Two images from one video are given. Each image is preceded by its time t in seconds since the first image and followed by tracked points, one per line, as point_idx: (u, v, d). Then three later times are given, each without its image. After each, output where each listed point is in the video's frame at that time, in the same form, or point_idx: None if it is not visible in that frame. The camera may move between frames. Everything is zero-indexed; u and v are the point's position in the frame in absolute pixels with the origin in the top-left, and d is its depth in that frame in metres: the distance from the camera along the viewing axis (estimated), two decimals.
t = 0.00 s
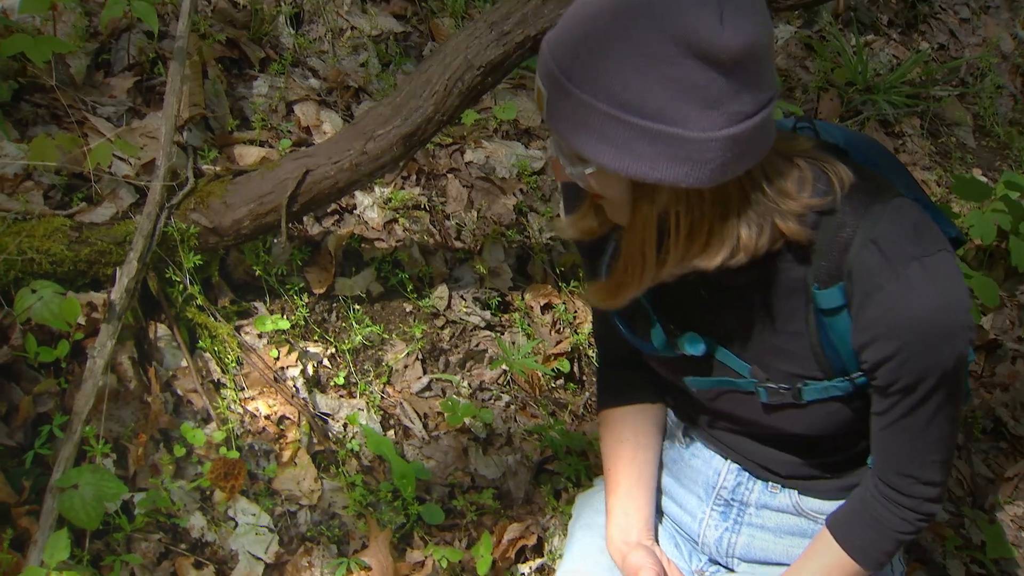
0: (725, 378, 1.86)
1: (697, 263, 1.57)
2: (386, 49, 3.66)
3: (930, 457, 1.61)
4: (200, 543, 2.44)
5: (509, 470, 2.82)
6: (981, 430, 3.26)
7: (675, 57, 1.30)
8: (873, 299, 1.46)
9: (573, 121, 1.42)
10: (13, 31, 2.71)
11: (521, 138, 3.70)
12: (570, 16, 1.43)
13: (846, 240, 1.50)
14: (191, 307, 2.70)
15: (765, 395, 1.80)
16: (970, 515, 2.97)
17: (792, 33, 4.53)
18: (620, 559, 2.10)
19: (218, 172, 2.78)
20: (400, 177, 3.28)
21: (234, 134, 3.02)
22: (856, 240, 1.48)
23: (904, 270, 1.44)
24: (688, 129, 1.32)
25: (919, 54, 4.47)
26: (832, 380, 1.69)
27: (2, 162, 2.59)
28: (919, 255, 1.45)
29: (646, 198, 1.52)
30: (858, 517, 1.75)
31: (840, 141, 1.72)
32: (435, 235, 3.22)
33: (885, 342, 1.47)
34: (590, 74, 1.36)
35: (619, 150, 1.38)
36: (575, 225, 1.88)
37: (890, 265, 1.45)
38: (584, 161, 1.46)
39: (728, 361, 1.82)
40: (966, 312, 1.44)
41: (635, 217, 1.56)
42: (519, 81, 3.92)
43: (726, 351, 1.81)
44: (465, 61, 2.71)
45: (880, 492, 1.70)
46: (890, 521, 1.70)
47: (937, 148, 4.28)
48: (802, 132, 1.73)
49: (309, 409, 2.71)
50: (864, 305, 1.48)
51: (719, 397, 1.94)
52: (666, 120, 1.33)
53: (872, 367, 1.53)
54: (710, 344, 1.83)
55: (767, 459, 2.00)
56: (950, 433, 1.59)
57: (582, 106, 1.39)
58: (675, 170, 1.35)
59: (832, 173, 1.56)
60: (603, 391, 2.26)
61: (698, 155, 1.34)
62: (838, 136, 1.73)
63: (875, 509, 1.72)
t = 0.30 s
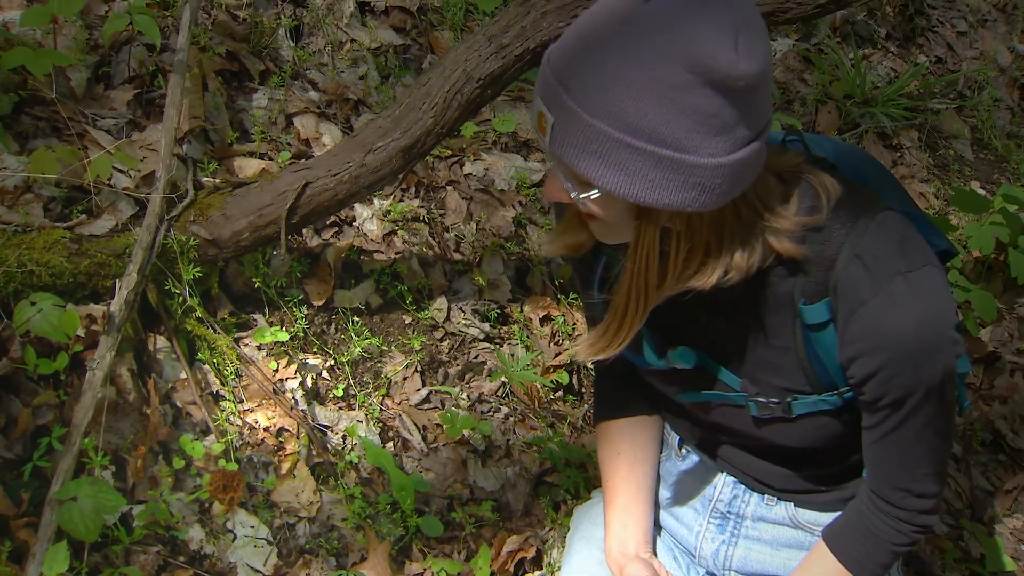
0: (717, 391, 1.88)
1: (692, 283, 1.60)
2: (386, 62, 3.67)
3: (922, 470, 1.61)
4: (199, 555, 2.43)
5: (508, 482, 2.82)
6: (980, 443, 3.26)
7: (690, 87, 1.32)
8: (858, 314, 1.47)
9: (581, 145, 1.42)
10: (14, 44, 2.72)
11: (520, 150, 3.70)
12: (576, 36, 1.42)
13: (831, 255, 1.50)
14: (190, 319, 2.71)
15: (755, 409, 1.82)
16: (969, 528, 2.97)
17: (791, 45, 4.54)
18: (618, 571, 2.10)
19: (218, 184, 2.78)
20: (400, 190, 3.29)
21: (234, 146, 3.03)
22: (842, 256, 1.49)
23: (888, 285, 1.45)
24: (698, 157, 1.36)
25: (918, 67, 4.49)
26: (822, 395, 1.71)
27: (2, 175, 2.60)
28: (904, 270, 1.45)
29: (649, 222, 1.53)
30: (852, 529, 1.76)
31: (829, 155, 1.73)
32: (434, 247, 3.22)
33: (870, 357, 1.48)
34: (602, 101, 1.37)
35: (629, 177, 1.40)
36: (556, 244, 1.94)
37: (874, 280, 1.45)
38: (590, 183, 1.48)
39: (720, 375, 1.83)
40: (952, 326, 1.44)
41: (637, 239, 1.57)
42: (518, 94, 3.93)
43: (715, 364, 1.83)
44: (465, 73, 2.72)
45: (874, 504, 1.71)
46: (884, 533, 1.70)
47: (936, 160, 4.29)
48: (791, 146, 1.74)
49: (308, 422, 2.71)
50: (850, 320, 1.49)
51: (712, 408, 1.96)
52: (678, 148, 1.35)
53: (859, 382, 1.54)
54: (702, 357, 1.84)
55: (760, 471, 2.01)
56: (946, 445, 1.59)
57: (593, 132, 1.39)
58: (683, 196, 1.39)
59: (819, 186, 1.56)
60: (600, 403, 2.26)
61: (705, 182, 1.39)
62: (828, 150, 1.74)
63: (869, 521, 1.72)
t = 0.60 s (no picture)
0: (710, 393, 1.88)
1: (691, 289, 1.60)
2: (383, 60, 3.67)
3: (920, 470, 1.62)
4: (197, 553, 2.43)
5: (505, 480, 2.82)
6: (977, 440, 3.27)
7: (687, 93, 1.32)
8: (852, 318, 1.47)
9: (578, 153, 1.41)
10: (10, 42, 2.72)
11: (518, 147, 3.70)
12: (572, 43, 1.42)
13: (824, 259, 1.51)
14: (187, 318, 2.71)
15: (750, 410, 1.81)
16: (967, 525, 2.97)
17: (788, 43, 4.54)
18: (615, 568, 2.10)
19: (215, 182, 2.78)
20: (397, 187, 3.29)
21: (231, 144, 3.03)
22: (834, 260, 1.50)
23: (881, 286, 1.45)
24: (695, 164, 1.36)
25: (915, 65, 4.49)
26: (818, 398, 1.71)
27: None
28: (896, 272, 1.46)
29: (645, 233, 1.53)
30: (850, 527, 1.76)
31: (822, 153, 1.73)
32: (431, 245, 3.22)
33: (866, 360, 1.48)
34: (598, 108, 1.36)
35: (627, 185, 1.39)
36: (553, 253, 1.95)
37: (867, 282, 1.46)
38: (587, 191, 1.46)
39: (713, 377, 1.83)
40: (947, 328, 1.44)
41: (631, 248, 1.58)
42: (515, 92, 3.93)
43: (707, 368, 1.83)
44: (462, 71, 2.72)
45: (872, 503, 1.71)
46: (883, 531, 1.70)
47: (933, 158, 4.30)
48: (783, 145, 1.73)
49: (306, 419, 2.71)
50: (845, 323, 1.49)
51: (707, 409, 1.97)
52: (675, 154, 1.36)
53: (855, 386, 1.54)
54: (691, 360, 1.84)
55: (757, 471, 2.02)
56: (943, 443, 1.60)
57: (590, 139, 1.38)
58: (681, 203, 1.39)
59: (812, 190, 1.58)
60: (597, 403, 2.26)
61: (702, 188, 1.39)
62: (820, 148, 1.74)
63: (868, 519, 1.72)
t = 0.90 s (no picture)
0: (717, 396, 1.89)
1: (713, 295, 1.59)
2: (386, 53, 3.66)
3: (931, 474, 1.63)
4: (201, 547, 2.43)
5: (509, 474, 2.82)
6: (982, 434, 3.27)
7: (709, 92, 1.28)
8: (863, 331, 1.46)
9: (598, 161, 1.37)
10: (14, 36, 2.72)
11: (522, 141, 3.69)
12: (587, 49, 1.38)
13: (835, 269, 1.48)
14: (191, 311, 2.71)
15: (757, 416, 1.82)
16: (971, 519, 2.97)
17: (792, 37, 4.53)
18: (618, 563, 2.10)
19: (219, 176, 2.78)
20: (401, 182, 3.29)
21: (235, 138, 3.03)
22: (845, 270, 1.47)
23: (893, 301, 1.43)
24: (720, 165, 1.32)
25: (920, 59, 4.48)
26: (826, 406, 1.71)
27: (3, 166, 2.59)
28: (909, 285, 1.44)
29: (670, 238, 1.53)
30: (858, 525, 1.77)
31: (833, 152, 1.69)
32: (435, 239, 3.22)
33: (876, 373, 1.48)
34: (617, 113, 1.32)
35: (650, 189, 1.35)
36: (559, 262, 1.96)
37: (879, 296, 1.44)
38: (609, 200, 1.42)
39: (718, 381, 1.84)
40: (959, 341, 1.44)
41: (657, 255, 1.57)
42: (519, 85, 3.92)
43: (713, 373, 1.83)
44: (466, 64, 2.71)
45: (881, 504, 1.72)
46: (892, 532, 1.72)
47: (938, 152, 4.29)
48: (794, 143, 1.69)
49: (310, 413, 2.72)
50: (855, 336, 1.48)
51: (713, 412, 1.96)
52: (699, 156, 1.31)
53: (866, 397, 1.54)
54: (697, 364, 1.83)
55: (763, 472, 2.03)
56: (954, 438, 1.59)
57: (611, 147, 1.34)
58: (706, 206, 1.35)
59: (823, 194, 1.54)
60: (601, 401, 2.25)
61: (728, 190, 1.35)
62: (831, 148, 1.71)
63: (877, 519, 1.73)
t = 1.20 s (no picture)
0: (727, 400, 1.90)
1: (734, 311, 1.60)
2: (388, 50, 3.66)
3: (939, 479, 1.67)
4: (203, 544, 2.43)
5: (511, 471, 2.82)
6: (985, 431, 3.26)
7: (738, 114, 1.30)
8: (882, 343, 1.49)
9: (625, 180, 1.39)
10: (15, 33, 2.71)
11: (524, 138, 3.68)
12: (613, 66, 1.39)
13: (853, 280, 1.51)
14: (193, 309, 2.70)
15: (769, 423, 1.83)
16: (974, 516, 2.97)
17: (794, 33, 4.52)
18: (620, 562, 2.11)
19: (221, 174, 2.77)
20: (403, 178, 3.29)
21: (236, 135, 3.02)
22: (863, 283, 1.50)
23: (912, 314, 1.46)
24: (747, 185, 1.35)
25: (922, 55, 4.47)
26: (838, 414, 1.73)
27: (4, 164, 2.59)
28: (927, 298, 1.47)
29: (694, 259, 1.54)
30: (864, 525, 1.80)
31: (843, 159, 1.72)
32: (437, 236, 3.22)
33: (893, 385, 1.52)
34: (647, 133, 1.34)
35: (677, 209, 1.38)
36: (581, 282, 1.93)
37: (898, 308, 1.47)
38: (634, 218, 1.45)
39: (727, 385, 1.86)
40: (973, 354, 1.48)
41: (682, 275, 1.59)
42: (521, 82, 3.91)
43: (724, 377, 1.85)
44: (468, 61, 2.70)
45: (889, 505, 1.75)
46: (900, 534, 1.75)
47: (940, 149, 4.28)
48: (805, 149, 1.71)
49: (312, 410, 2.71)
50: (872, 348, 1.51)
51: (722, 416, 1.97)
52: (727, 177, 1.34)
53: (882, 408, 1.57)
54: (708, 370, 1.85)
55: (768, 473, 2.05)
56: (961, 434, 1.59)
57: (641, 168, 1.36)
58: (732, 225, 1.39)
59: (841, 205, 1.57)
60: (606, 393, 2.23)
61: (753, 209, 1.38)
62: (841, 154, 1.73)
63: (885, 521, 1.77)
